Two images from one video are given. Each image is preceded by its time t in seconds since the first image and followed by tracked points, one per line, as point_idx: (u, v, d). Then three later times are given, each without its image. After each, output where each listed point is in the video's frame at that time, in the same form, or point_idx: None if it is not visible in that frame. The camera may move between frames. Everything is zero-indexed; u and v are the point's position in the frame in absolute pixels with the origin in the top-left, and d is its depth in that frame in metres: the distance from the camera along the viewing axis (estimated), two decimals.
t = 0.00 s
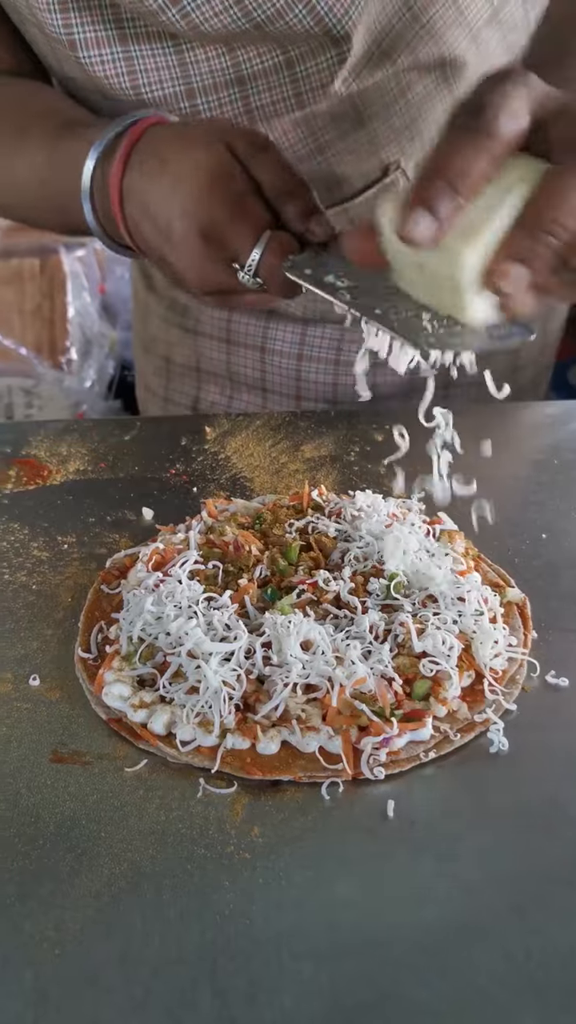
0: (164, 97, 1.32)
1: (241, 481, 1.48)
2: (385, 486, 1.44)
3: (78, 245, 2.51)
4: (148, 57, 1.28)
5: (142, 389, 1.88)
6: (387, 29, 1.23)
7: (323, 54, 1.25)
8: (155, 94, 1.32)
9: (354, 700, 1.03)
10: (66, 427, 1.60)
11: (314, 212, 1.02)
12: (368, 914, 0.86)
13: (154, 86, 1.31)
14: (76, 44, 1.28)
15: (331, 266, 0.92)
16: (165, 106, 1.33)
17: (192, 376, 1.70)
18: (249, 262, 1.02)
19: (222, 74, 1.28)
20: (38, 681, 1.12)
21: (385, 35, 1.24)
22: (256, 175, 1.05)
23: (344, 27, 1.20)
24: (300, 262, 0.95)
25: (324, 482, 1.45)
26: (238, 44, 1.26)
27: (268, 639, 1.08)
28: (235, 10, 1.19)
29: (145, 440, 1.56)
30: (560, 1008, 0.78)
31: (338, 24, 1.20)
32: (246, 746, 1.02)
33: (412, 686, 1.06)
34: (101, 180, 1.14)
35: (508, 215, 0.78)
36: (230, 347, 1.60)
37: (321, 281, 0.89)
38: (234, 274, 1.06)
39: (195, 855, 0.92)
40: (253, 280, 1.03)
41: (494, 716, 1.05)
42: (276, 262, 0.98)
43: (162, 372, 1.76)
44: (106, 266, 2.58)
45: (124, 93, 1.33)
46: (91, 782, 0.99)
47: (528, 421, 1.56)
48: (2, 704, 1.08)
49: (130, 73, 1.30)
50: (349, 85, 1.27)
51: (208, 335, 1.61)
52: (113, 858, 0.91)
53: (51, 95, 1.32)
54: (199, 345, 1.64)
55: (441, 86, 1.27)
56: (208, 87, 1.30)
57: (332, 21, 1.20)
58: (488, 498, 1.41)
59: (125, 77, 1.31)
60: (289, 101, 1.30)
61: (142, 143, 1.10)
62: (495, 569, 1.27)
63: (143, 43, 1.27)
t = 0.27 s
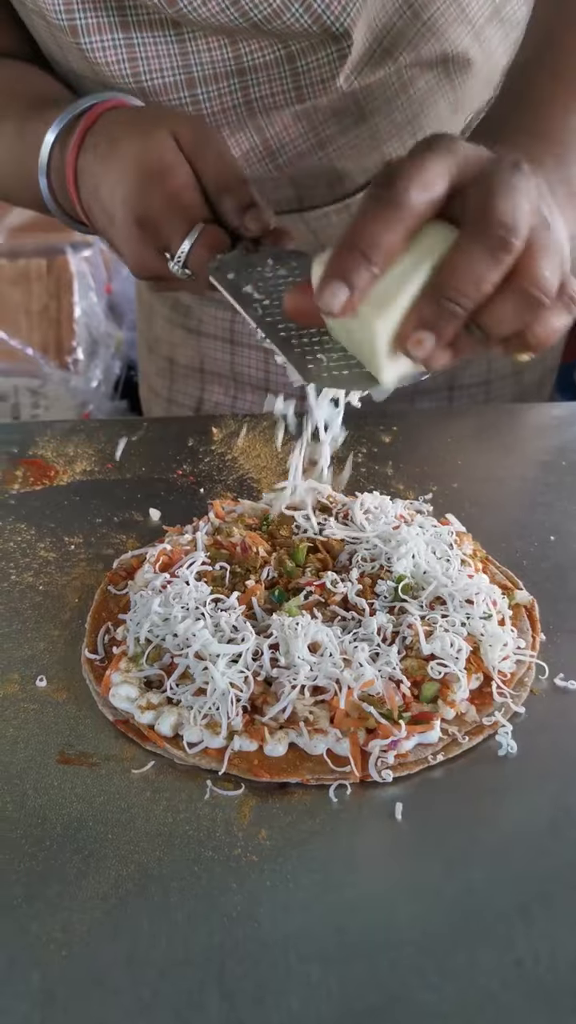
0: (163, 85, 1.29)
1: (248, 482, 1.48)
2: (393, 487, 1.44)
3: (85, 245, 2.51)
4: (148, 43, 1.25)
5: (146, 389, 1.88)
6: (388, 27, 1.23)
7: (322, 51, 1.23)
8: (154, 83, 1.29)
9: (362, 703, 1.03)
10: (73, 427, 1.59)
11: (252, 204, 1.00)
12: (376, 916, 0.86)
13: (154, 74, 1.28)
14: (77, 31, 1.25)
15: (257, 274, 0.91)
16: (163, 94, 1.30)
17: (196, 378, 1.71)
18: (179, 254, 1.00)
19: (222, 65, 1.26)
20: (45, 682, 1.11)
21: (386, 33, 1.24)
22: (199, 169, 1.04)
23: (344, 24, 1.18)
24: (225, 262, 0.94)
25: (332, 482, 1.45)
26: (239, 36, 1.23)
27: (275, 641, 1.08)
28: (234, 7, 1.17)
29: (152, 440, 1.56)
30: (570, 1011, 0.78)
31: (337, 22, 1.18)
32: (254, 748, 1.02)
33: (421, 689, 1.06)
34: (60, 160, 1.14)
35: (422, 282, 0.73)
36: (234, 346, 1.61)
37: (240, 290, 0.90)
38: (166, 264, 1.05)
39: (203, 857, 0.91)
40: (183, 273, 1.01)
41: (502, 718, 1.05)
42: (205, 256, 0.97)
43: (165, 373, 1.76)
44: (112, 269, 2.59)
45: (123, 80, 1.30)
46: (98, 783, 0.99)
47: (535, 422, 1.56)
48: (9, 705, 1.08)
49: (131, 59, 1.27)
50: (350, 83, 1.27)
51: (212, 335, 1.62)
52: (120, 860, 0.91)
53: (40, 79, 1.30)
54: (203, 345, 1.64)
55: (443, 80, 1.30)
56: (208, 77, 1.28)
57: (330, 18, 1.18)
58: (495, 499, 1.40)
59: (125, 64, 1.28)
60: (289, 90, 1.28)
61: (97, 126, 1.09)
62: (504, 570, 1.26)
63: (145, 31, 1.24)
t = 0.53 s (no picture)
0: (151, 84, 1.29)
1: (249, 482, 1.48)
2: (393, 487, 1.44)
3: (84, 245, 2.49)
4: (136, 42, 1.25)
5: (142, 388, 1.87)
6: (378, 28, 1.23)
7: (311, 51, 1.23)
8: (142, 81, 1.29)
9: (362, 703, 1.03)
10: (73, 428, 1.59)
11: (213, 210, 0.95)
12: (376, 915, 0.86)
13: (142, 72, 1.28)
14: (65, 28, 1.25)
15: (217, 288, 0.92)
16: (151, 93, 1.30)
17: (192, 378, 1.71)
18: (140, 258, 0.96)
19: (210, 64, 1.26)
20: (45, 682, 1.11)
21: (376, 34, 1.23)
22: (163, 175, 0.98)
23: (330, 23, 1.18)
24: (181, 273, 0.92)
25: (332, 482, 1.45)
26: (227, 34, 1.24)
27: (275, 641, 1.08)
28: (218, 7, 1.18)
29: (153, 440, 1.56)
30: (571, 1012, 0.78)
31: (324, 20, 1.18)
32: (254, 748, 1.02)
33: (421, 690, 1.06)
34: (29, 156, 1.12)
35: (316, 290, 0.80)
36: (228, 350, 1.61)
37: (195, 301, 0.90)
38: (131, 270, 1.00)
39: (203, 857, 0.91)
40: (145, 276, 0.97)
41: (502, 718, 1.05)
42: (167, 261, 0.94)
43: (159, 375, 1.76)
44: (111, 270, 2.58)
45: (112, 80, 1.30)
46: (98, 784, 0.99)
47: (535, 421, 1.56)
48: (9, 705, 1.08)
49: (119, 59, 1.27)
50: (339, 82, 1.26)
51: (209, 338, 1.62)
52: (119, 861, 0.91)
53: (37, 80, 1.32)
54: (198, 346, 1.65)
55: (435, 79, 1.29)
56: (196, 75, 1.28)
57: (317, 17, 1.18)
58: (496, 499, 1.40)
59: (113, 63, 1.28)
60: (277, 90, 1.28)
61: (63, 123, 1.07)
62: (504, 570, 1.26)
63: (133, 30, 1.25)
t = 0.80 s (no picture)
0: (142, 80, 1.30)
1: (250, 481, 1.47)
2: (394, 487, 1.44)
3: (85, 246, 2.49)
4: (129, 38, 1.26)
5: (138, 390, 1.87)
6: (372, 28, 1.21)
7: (303, 49, 1.22)
8: (133, 78, 1.30)
9: (363, 703, 1.02)
10: (74, 428, 1.59)
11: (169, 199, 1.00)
12: (377, 914, 0.86)
13: (133, 69, 1.29)
14: (56, 24, 1.25)
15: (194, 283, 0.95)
16: (143, 89, 1.31)
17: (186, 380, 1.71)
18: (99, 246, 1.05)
19: (203, 61, 1.27)
20: (45, 681, 1.11)
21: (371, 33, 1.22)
22: (123, 156, 1.06)
23: (323, 20, 1.18)
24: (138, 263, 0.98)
25: (332, 481, 1.45)
26: (220, 31, 1.23)
27: (275, 640, 1.08)
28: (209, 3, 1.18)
29: (153, 441, 1.56)
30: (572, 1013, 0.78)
31: (316, 18, 1.17)
32: (254, 748, 1.02)
33: (421, 689, 1.06)
34: None
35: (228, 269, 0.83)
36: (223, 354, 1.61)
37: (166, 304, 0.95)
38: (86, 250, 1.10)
39: (203, 858, 0.91)
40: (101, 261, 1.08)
41: (503, 718, 1.05)
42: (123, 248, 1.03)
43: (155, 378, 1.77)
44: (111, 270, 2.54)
45: (103, 74, 1.31)
46: (98, 784, 0.99)
47: (536, 422, 1.56)
48: (9, 705, 1.08)
49: (110, 54, 1.28)
50: (332, 80, 1.25)
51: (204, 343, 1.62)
52: (120, 860, 0.91)
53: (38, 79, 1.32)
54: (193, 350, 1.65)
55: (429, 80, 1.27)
56: (188, 72, 1.28)
57: (309, 14, 1.17)
58: (496, 499, 1.40)
59: (104, 58, 1.29)
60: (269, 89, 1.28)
61: (27, 111, 1.16)
62: (505, 570, 1.26)
63: (125, 26, 1.25)
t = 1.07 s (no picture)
0: (140, 84, 1.29)
1: (251, 481, 1.48)
2: (395, 486, 1.44)
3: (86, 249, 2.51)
4: (125, 43, 1.26)
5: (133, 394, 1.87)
6: (372, 29, 1.22)
7: (303, 50, 1.23)
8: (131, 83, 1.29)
9: (365, 703, 1.03)
10: (76, 428, 1.60)
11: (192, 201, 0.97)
12: (379, 914, 0.86)
13: (131, 73, 1.28)
14: (51, 29, 1.24)
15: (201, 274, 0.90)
16: (141, 93, 1.30)
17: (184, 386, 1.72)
18: (105, 239, 0.98)
19: (201, 64, 1.27)
20: (48, 681, 1.11)
21: (371, 34, 1.23)
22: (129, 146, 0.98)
23: (323, 21, 1.19)
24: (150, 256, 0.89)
25: (333, 481, 1.45)
26: (219, 34, 1.24)
27: (277, 640, 1.08)
28: (210, 4, 1.19)
29: (155, 441, 1.56)
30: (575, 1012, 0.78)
31: (316, 19, 1.19)
32: (256, 748, 1.02)
33: (423, 689, 1.06)
34: None
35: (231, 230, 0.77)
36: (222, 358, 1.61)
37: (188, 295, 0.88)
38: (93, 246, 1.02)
39: (206, 857, 0.91)
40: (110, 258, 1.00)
41: (504, 718, 1.05)
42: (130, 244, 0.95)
43: (151, 383, 1.77)
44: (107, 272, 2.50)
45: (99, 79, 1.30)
46: (101, 784, 0.99)
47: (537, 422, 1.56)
48: (12, 705, 1.08)
49: (107, 59, 1.27)
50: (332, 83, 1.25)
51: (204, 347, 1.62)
52: (122, 860, 0.91)
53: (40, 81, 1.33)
54: (190, 355, 1.65)
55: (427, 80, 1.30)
56: (186, 76, 1.28)
57: (310, 14, 1.18)
58: (497, 499, 1.40)
59: (101, 63, 1.28)
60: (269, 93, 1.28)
61: (26, 105, 1.10)
62: (506, 570, 1.26)
63: (121, 30, 1.25)
